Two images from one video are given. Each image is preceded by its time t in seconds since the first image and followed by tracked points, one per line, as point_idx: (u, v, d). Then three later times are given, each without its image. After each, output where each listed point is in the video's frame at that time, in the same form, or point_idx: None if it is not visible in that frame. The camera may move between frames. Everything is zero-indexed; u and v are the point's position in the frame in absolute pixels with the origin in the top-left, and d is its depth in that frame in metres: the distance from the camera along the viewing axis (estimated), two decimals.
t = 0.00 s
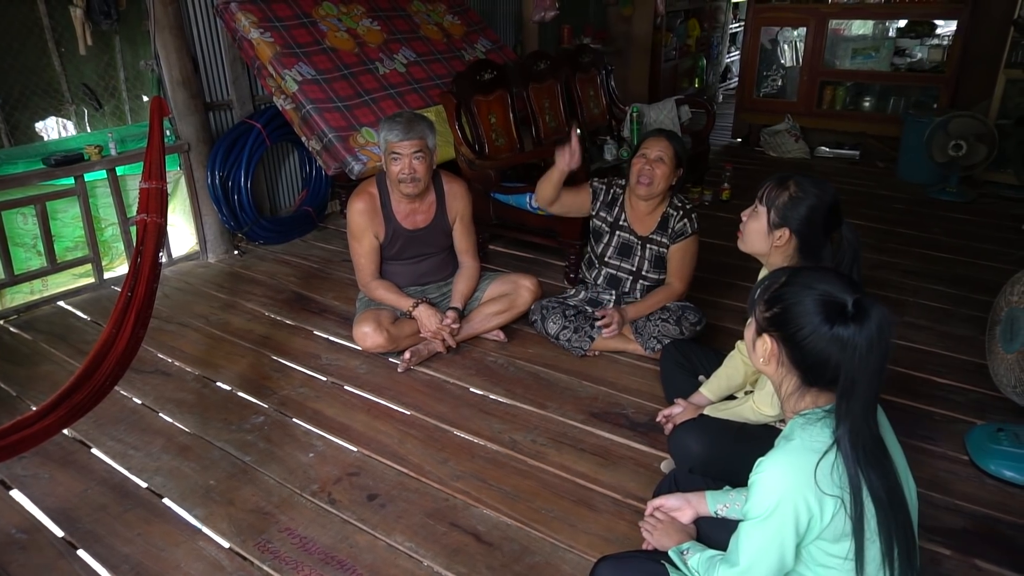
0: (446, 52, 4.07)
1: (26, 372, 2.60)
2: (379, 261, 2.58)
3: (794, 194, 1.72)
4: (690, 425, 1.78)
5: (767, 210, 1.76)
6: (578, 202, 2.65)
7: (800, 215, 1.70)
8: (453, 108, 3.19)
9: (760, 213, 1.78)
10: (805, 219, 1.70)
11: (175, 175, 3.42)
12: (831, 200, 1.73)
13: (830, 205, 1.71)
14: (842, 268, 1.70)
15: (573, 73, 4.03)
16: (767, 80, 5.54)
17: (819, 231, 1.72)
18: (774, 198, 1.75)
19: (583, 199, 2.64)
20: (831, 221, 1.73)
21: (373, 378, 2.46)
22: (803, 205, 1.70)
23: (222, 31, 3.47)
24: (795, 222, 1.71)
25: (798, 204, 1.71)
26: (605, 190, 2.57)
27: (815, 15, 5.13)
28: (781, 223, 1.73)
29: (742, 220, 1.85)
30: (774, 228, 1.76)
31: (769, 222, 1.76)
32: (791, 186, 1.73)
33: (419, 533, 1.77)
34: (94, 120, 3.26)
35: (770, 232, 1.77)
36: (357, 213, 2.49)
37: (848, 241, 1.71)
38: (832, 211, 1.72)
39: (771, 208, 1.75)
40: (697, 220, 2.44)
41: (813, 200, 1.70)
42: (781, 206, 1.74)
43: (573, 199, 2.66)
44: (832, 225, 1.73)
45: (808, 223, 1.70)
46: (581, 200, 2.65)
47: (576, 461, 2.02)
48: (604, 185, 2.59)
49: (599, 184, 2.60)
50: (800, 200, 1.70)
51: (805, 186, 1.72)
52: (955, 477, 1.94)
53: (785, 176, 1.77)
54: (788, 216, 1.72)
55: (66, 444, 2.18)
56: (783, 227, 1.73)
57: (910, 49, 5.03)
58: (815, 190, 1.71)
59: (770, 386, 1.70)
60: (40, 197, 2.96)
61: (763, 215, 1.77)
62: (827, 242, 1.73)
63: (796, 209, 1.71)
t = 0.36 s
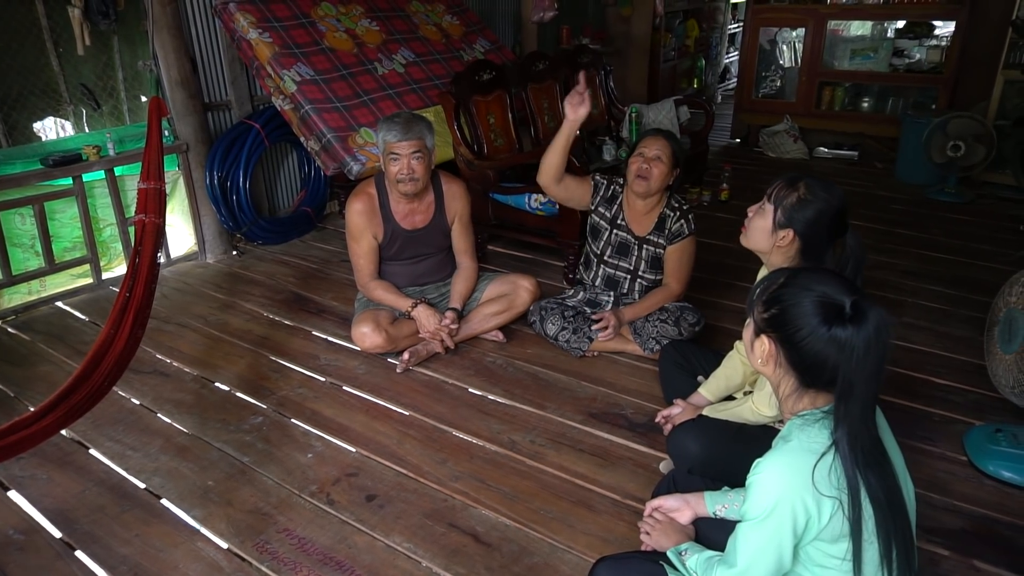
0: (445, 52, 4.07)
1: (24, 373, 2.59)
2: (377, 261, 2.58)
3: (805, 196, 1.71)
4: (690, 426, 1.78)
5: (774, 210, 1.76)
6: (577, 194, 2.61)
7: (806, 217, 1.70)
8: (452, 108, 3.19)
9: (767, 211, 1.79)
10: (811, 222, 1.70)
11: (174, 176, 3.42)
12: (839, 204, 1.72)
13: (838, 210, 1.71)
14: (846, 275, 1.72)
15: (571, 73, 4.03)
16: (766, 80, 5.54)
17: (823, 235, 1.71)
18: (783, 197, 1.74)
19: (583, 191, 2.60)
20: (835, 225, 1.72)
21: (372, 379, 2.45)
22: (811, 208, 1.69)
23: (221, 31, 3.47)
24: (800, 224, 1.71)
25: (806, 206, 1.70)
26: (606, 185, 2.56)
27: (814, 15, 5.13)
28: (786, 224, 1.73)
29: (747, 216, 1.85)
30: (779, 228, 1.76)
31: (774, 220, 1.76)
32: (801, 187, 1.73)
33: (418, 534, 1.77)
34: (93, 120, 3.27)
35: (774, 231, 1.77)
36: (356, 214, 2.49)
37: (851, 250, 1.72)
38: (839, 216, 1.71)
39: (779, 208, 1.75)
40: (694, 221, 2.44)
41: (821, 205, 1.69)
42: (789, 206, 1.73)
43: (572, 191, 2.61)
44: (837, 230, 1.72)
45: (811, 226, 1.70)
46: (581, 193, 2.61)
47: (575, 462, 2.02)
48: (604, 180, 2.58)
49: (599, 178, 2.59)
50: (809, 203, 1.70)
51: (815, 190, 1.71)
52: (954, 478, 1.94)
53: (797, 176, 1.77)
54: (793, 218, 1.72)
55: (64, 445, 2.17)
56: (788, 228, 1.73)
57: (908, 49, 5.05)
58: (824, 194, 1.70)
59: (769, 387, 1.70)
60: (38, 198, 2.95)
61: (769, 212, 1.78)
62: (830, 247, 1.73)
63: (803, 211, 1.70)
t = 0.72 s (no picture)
0: (444, 53, 4.07)
1: (23, 373, 2.59)
2: (377, 261, 2.58)
3: (812, 198, 1.71)
4: (689, 426, 1.78)
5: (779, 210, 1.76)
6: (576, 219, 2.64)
7: (811, 219, 1.70)
8: (451, 109, 3.20)
9: (773, 210, 1.78)
10: (816, 223, 1.70)
11: (173, 176, 3.42)
12: (846, 209, 1.72)
13: (844, 213, 1.71)
14: (851, 279, 1.71)
15: (571, 73, 4.03)
16: (765, 80, 5.55)
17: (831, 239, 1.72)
18: (790, 198, 1.74)
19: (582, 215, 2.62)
20: (840, 230, 1.72)
21: (372, 379, 2.45)
22: (817, 209, 1.69)
23: (220, 31, 3.47)
24: (805, 225, 1.71)
25: (813, 209, 1.70)
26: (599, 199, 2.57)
27: (813, 15, 5.13)
28: (792, 224, 1.73)
29: (753, 214, 1.84)
30: (783, 228, 1.75)
31: (779, 221, 1.76)
32: (807, 188, 1.72)
33: (418, 534, 1.77)
34: (92, 119, 3.27)
35: (780, 231, 1.77)
36: (355, 214, 2.48)
37: (857, 253, 1.72)
38: (844, 219, 1.71)
39: (785, 209, 1.74)
40: (694, 222, 2.43)
41: (827, 207, 1.69)
42: (795, 207, 1.73)
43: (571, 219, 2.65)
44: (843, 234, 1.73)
45: (816, 229, 1.70)
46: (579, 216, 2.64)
47: (575, 462, 2.02)
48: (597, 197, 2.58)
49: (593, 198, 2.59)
50: (817, 206, 1.69)
51: (822, 191, 1.71)
52: (954, 478, 1.95)
53: (804, 177, 1.76)
54: (799, 218, 1.72)
55: (63, 445, 2.17)
56: (792, 228, 1.73)
57: (907, 50, 5.05)
58: (831, 197, 1.70)
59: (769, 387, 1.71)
60: (37, 198, 2.95)
61: (774, 212, 1.77)
62: (835, 250, 1.73)
63: (808, 213, 1.70)
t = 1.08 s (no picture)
0: (444, 53, 4.07)
1: (23, 373, 2.59)
2: (378, 261, 2.58)
3: (814, 202, 1.71)
4: (690, 427, 1.78)
5: (782, 212, 1.76)
6: (576, 256, 2.56)
7: (813, 223, 1.70)
8: (452, 109, 3.20)
9: (775, 212, 1.79)
10: (817, 228, 1.70)
11: (173, 176, 3.42)
12: (850, 211, 1.72)
13: (846, 218, 1.71)
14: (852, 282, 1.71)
15: (571, 74, 4.03)
16: (765, 81, 5.56)
17: (832, 243, 1.72)
18: (792, 200, 1.74)
19: (579, 249, 2.55)
20: (843, 234, 1.72)
21: (372, 379, 2.45)
22: (818, 213, 1.70)
23: (220, 31, 3.47)
24: (805, 228, 1.71)
25: (815, 213, 1.70)
26: (588, 225, 2.52)
27: (813, 17, 5.14)
28: (791, 228, 1.74)
29: (757, 215, 1.85)
30: (783, 230, 1.76)
31: (780, 222, 1.76)
32: (810, 191, 1.73)
33: (418, 534, 1.77)
34: (92, 119, 3.27)
35: (780, 234, 1.77)
36: (356, 214, 2.49)
37: (858, 257, 1.73)
38: (847, 224, 1.71)
39: (788, 211, 1.75)
40: (688, 222, 2.46)
41: (829, 211, 1.69)
42: (796, 209, 1.74)
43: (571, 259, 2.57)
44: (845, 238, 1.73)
45: (817, 232, 1.70)
46: (577, 250, 2.56)
47: (575, 462, 2.02)
48: (584, 220, 2.52)
49: (581, 224, 2.53)
50: (820, 210, 1.70)
51: (824, 195, 1.71)
52: (954, 479, 1.95)
53: (808, 179, 1.77)
54: (799, 222, 1.72)
55: (63, 445, 2.17)
56: (793, 231, 1.74)
57: (907, 51, 5.06)
58: (833, 201, 1.70)
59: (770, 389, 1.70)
60: (38, 198, 2.95)
61: (777, 214, 1.78)
62: (836, 253, 1.74)
63: (809, 217, 1.70)
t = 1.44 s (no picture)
0: (450, 54, 4.07)
1: (32, 372, 2.60)
2: (385, 261, 2.59)
3: (818, 205, 1.70)
4: (698, 427, 1.80)
5: (788, 213, 1.76)
6: (579, 258, 2.58)
7: (816, 228, 1.69)
8: (458, 109, 3.20)
9: (780, 214, 1.80)
10: (820, 232, 1.69)
11: (180, 176, 3.43)
12: (857, 216, 1.70)
13: (852, 223, 1.69)
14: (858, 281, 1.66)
15: (576, 74, 4.04)
16: (770, 81, 5.55)
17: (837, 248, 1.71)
18: (796, 203, 1.74)
19: (582, 252, 2.57)
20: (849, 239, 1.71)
21: (379, 379, 2.46)
22: (821, 218, 1.69)
23: (227, 32, 3.47)
24: (808, 232, 1.71)
25: (818, 216, 1.69)
26: (589, 228, 2.53)
27: (819, 17, 5.13)
28: (794, 229, 1.74)
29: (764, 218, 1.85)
30: (787, 232, 1.77)
31: (784, 225, 1.77)
32: (814, 194, 1.72)
33: (426, 534, 1.78)
34: (100, 120, 3.28)
35: (783, 235, 1.78)
36: (364, 214, 2.49)
37: (863, 259, 1.67)
38: (852, 229, 1.69)
39: (793, 212, 1.74)
40: (690, 222, 2.45)
41: (833, 215, 1.68)
42: (799, 212, 1.74)
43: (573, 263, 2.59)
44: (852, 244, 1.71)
45: (820, 235, 1.69)
46: (580, 252, 2.57)
47: (583, 462, 2.02)
48: (586, 222, 2.53)
49: (582, 226, 2.54)
50: (824, 214, 1.68)
51: (828, 198, 1.70)
52: (962, 480, 1.95)
53: (815, 182, 1.75)
54: (801, 225, 1.72)
55: (72, 444, 2.18)
56: (795, 233, 1.74)
57: (913, 51, 5.04)
58: (838, 206, 1.68)
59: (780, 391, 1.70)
60: (46, 197, 2.98)
61: (782, 216, 1.79)
62: (843, 254, 1.70)
63: (813, 221, 1.70)
